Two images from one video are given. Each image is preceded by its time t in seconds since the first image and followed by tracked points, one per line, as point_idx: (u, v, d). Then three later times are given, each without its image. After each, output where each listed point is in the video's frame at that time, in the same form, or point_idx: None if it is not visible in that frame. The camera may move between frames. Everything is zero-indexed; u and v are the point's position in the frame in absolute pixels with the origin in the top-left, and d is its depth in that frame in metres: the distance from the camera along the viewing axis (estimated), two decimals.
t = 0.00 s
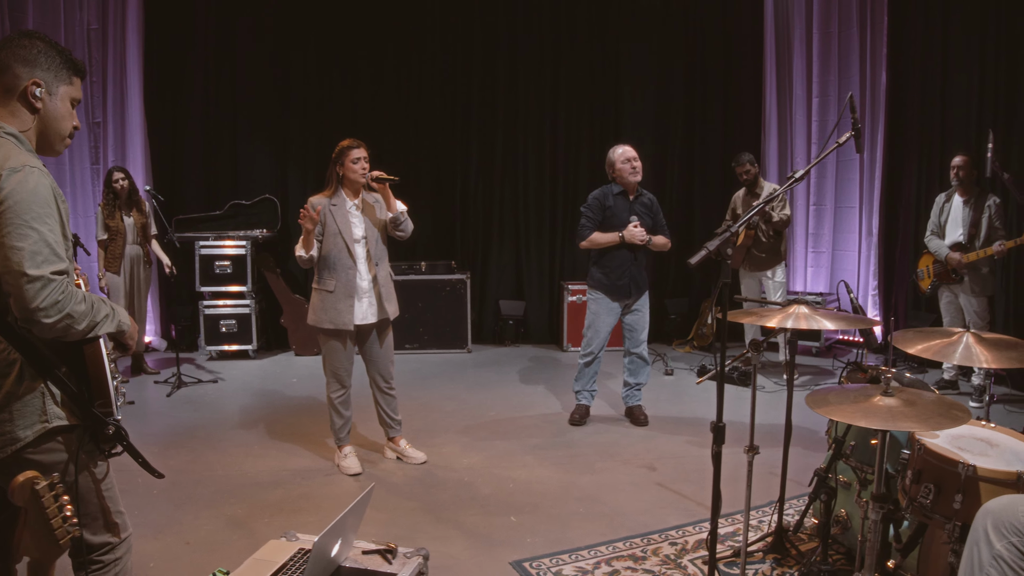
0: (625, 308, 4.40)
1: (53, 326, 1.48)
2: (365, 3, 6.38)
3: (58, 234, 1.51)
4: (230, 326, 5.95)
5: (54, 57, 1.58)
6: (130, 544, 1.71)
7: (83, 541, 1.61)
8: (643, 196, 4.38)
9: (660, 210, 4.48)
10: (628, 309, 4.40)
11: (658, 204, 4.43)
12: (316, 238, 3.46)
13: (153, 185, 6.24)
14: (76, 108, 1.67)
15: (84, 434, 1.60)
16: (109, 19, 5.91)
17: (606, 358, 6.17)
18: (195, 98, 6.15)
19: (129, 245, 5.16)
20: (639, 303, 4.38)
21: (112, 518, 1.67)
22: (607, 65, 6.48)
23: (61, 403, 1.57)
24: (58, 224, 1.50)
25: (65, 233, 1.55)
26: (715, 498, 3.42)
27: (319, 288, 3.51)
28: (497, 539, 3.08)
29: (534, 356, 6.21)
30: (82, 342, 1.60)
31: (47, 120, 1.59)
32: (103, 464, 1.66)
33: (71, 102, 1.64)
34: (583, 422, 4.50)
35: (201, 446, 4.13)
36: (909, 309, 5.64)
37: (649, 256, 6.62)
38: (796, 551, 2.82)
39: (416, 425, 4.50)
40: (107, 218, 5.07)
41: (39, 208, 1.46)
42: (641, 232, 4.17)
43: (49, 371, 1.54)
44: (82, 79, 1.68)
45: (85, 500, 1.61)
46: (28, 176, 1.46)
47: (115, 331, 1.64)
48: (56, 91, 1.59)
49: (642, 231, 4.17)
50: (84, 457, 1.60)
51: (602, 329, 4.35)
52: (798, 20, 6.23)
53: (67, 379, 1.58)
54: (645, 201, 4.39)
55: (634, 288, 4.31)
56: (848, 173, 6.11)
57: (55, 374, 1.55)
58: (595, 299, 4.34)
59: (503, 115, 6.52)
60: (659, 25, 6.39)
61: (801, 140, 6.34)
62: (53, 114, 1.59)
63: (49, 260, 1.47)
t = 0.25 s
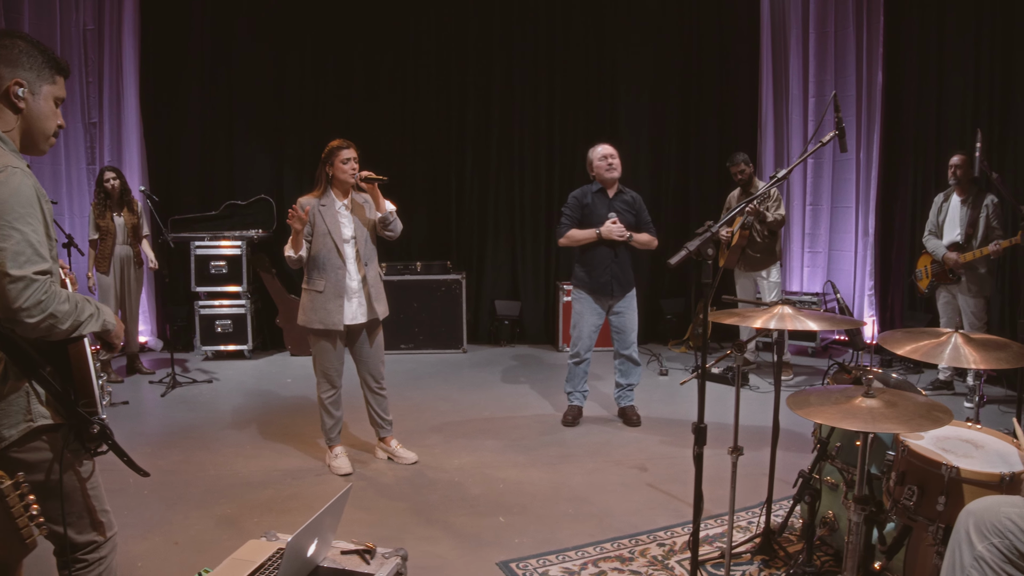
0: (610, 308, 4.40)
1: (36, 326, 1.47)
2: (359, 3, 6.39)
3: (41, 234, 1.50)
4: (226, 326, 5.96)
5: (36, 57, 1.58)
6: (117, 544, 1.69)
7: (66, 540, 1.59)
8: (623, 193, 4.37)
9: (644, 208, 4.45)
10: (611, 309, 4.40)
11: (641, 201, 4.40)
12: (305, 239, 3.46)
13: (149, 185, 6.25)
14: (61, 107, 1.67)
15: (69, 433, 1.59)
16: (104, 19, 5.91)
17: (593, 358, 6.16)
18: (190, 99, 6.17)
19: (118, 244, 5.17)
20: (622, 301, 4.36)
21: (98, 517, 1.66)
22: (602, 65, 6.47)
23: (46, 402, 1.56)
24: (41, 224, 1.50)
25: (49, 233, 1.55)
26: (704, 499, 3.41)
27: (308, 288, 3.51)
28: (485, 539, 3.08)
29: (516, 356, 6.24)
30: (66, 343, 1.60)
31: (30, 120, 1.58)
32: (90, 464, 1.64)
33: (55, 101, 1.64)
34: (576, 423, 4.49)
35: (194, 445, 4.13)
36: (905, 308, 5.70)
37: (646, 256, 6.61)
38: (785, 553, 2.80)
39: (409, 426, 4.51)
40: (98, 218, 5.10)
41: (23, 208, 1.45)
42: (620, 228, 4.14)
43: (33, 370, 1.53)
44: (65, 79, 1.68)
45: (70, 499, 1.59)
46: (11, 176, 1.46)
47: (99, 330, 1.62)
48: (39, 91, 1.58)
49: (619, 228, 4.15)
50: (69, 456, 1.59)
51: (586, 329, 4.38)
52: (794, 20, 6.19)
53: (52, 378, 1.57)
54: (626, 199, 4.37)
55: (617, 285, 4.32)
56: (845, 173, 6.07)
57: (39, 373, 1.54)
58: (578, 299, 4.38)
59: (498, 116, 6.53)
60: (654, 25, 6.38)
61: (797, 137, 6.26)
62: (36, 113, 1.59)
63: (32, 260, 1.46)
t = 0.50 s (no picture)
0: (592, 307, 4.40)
1: (6, 327, 1.45)
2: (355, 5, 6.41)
3: (12, 235, 1.49)
4: (221, 326, 5.96)
5: (12, 57, 1.57)
6: (93, 544, 1.69)
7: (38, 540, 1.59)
8: (603, 193, 4.37)
9: (626, 207, 4.44)
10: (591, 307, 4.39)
11: (622, 199, 4.39)
12: (299, 238, 3.45)
13: (145, 185, 6.24)
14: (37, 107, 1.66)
15: (43, 434, 1.58)
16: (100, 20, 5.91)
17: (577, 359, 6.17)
18: (186, 99, 6.19)
19: (108, 244, 5.19)
20: (602, 300, 4.34)
21: (73, 518, 1.65)
22: (598, 67, 6.47)
23: (18, 402, 1.55)
24: (11, 224, 1.49)
25: (21, 234, 1.53)
26: (694, 500, 3.41)
27: (303, 287, 3.50)
28: (473, 540, 3.08)
29: (504, 356, 6.26)
30: (39, 342, 1.59)
31: (6, 119, 1.56)
32: (64, 464, 1.64)
33: (32, 102, 1.63)
34: (568, 424, 4.49)
35: (185, 444, 4.11)
36: (901, 308, 5.75)
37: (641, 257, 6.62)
38: (772, 556, 2.78)
39: (401, 426, 4.51)
40: (88, 217, 5.14)
41: None
42: (598, 227, 4.09)
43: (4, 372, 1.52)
44: (42, 80, 1.67)
45: (44, 501, 1.59)
46: None
47: (74, 331, 1.59)
48: (14, 91, 1.57)
49: (597, 226, 4.09)
50: (42, 457, 1.58)
51: (571, 330, 4.40)
52: (789, 21, 6.08)
53: (23, 379, 1.56)
54: (606, 198, 4.36)
55: (596, 283, 4.28)
56: (843, 174, 5.98)
57: (10, 374, 1.53)
58: (561, 299, 4.39)
59: (493, 117, 6.53)
60: (650, 25, 6.37)
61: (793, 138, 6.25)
62: (12, 113, 1.57)
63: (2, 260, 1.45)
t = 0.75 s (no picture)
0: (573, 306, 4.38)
1: None
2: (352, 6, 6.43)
3: None
4: (217, 327, 5.97)
5: None
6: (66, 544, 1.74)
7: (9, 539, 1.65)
8: (587, 193, 4.39)
9: (612, 208, 4.44)
10: (571, 305, 4.38)
11: (606, 199, 4.39)
12: (300, 238, 3.41)
13: (143, 186, 6.26)
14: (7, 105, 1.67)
15: (11, 435, 1.61)
16: (98, 20, 5.93)
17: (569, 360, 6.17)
18: (183, 100, 6.20)
19: (100, 245, 5.21)
20: (584, 300, 4.32)
21: (45, 518, 1.71)
22: (595, 67, 6.46)
23: None
24: None
25: None
26: (684, 501, 3.41)
27: (303, 287, 3.48)
28: (462, 541, 3.08)
29: (488, 355, 6.31)
30: (9, 345, 1.60)
31: None
32: (35, 464, 1.68)
33: None
34: (562, 424, 4.50)
35: (178, 443, 4.10)
36: (898, 310, 5.65)
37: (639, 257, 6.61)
38: (760, 558, 2.76)
39: (394, 428, 4.52)
40: (81, 218, 5.12)
41: None
42: (583, 227, 4.11)
43: None
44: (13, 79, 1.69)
45: (15, 500, 1.64)
46: None
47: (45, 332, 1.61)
48: None
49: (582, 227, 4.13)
50: (12, 457, 1.62)
51: (560, 331, 4.41)
52: (787, 21, 6.16)
53: None
54: (591, 198, 4.38)
55: (575, 283, 4.29)
56: (838, 174, 6.05)
57: None
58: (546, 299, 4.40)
59: (490, 118, 6.52)
60: (647, 25, 6.35)
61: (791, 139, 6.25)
62: None
63: None
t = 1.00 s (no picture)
0: (562, 307, 4.37)
1: None
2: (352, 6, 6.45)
3: None
4: (217, 327, 5.99)
5: None
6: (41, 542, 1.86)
7: None
8: (579, 194, 4.40)
9: (603, 210, 4.46)
10: (560, 306, 4.36)
11: (598, 202, 4.42)
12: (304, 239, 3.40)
13: (143, 186, 6.28)
14: None
15: None
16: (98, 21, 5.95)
17: (567, 360, 6.17)
18: (183, 100, 6.22)
19: (96, 247, 5.25)
20: (573, 299, 4.32)
21: (17, 519, 1.81)
22: (594, 67, 6.46)
23: None
24: None
25: None
26: (677, 502, 3.40)
27: (307, 287, 3.47)
28: (453, 541, 3.09)
29: (484, 355, 6.32)
30: None
31: None
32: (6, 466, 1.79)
33: None
34: (557, 425, 4.51)
35: (173, 442, 4.11)
36: (898, 311, 5.61)
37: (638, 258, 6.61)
38: (751, 560, 2.75)
39: (390, 428, 4.53)
40: (78, 217, 5.13)
41: None
42: (574, 227, 4.01)
43: None
44: None
45: None
46: None
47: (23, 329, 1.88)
48: None
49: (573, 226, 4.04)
50: None
51: (553, 332, 4.41)
52: (788, 19, 6.16)
53: None
54: (581, 199, 4.39)
55: (562, 281, 4.30)
56: (838, 174, 6.04)
57: None
58: (537, 301, 4.39)
59: (489, 120, 6.53)
60: (646, 25, 6.34)
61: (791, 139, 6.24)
62: None
63: None
